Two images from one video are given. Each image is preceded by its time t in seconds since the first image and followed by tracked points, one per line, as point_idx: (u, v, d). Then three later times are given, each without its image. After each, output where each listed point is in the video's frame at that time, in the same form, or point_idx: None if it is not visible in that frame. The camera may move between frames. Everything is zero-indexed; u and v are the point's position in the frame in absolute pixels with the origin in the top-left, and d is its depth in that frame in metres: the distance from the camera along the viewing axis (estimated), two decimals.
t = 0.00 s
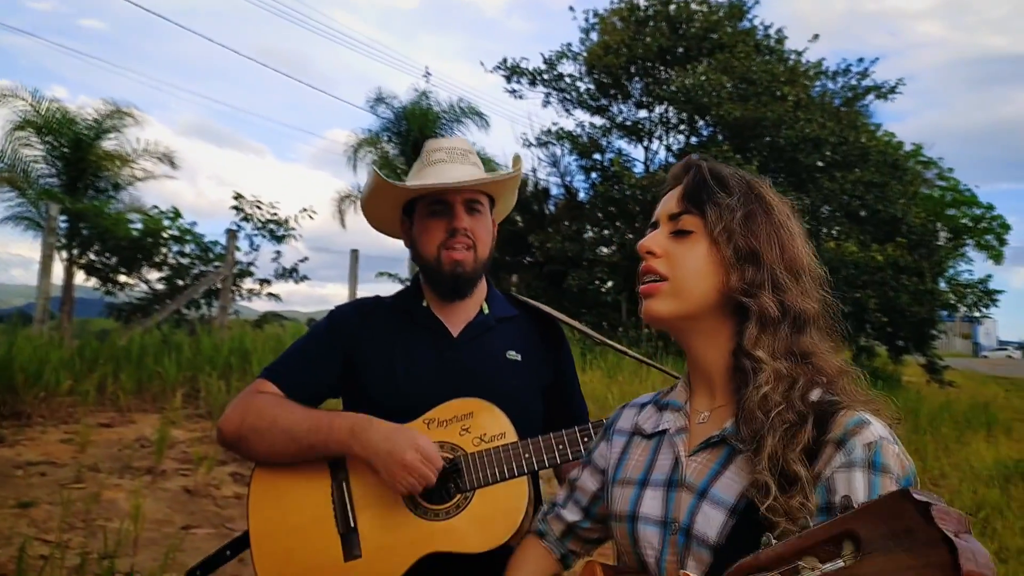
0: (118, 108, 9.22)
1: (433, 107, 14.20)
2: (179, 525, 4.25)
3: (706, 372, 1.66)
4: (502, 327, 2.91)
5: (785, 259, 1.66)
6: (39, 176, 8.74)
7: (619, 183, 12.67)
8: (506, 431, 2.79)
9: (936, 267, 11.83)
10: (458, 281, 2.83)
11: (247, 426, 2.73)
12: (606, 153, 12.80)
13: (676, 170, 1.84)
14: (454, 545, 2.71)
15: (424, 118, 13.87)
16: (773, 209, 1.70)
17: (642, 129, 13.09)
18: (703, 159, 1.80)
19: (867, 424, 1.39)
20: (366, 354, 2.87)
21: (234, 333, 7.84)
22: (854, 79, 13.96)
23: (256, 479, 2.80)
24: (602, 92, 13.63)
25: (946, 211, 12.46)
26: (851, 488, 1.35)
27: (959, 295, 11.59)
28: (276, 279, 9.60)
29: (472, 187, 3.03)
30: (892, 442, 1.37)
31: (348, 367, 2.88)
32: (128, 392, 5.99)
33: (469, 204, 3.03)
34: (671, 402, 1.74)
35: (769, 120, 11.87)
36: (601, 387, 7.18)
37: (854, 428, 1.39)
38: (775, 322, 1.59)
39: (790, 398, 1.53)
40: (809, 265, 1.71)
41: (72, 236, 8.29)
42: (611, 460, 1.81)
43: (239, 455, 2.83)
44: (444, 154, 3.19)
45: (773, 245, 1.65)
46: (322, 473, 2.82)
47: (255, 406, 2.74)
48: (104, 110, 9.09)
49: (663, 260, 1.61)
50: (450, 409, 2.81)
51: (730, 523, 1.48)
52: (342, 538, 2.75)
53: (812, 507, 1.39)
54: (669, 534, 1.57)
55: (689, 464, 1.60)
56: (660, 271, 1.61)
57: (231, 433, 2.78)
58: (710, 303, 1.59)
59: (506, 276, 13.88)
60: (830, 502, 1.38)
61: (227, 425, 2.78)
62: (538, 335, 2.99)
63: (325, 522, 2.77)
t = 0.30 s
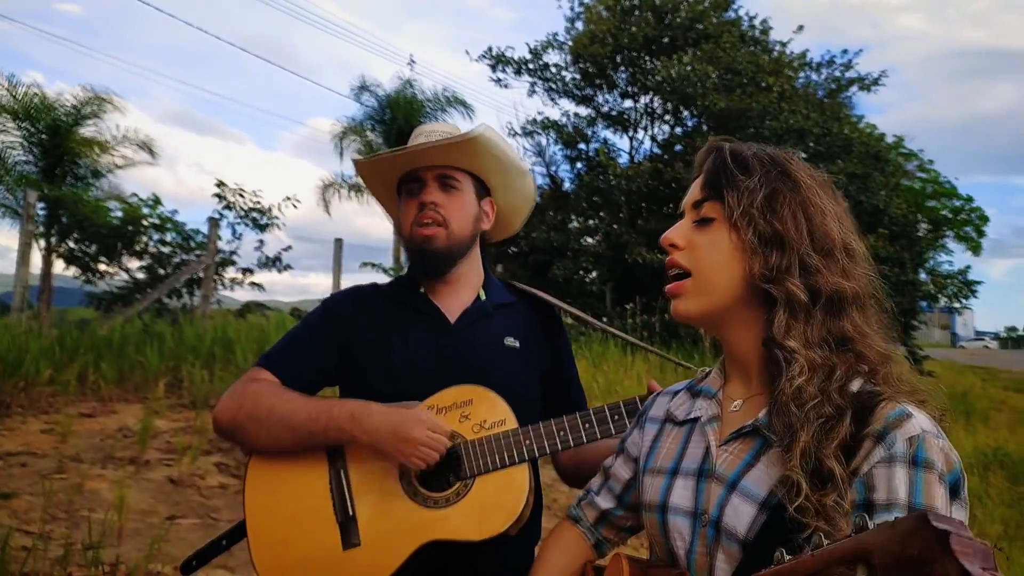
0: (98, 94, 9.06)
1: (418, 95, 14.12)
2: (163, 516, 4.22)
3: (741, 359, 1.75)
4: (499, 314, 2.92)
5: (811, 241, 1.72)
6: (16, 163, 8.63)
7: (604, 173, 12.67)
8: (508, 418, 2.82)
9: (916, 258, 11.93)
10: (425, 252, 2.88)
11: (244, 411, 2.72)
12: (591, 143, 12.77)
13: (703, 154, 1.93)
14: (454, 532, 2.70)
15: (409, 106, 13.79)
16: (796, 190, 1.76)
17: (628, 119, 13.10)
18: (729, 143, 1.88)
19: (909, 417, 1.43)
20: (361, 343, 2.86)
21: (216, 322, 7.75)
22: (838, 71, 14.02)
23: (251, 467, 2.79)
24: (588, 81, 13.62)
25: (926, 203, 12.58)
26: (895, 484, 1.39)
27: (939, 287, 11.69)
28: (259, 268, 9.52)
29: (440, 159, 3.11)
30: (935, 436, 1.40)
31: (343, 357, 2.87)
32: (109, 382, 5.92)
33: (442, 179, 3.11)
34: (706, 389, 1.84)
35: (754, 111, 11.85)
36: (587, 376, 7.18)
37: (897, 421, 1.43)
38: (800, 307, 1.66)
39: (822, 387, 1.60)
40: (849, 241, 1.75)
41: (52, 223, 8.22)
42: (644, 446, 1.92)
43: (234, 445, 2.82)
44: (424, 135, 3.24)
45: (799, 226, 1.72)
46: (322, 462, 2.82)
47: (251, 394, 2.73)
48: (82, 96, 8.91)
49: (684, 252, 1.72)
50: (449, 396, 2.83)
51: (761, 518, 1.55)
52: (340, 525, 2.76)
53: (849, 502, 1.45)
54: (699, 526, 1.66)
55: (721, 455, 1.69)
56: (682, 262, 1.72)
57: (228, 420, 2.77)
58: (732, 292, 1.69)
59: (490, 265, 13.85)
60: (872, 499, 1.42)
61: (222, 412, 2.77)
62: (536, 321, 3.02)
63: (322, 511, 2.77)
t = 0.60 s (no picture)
0: (77, 83, 8.94)
1: (402, 86, 14.04)
2: (148, 508, 4.19)
3: (757, 350, 1.77)
4: (499, 303, 2.99)
5: (839, 232, 1.75)
6: None
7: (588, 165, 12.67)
8: (505, 407, 2.84)
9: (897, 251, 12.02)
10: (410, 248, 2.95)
11: (239, 396, 2.78)
12: (576, 135, 12.75)
13: (723, 135, 1.92)
14: (448, 521, 2.73)
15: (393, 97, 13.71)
16: (822, 181, 1.78)
17: (612, 111, 13.11)
18: (750, 128, 1.87)
19: (926, 409, 1.43)
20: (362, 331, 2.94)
21: (198, 313, 7.67)
22: (820, 65, 14.10)
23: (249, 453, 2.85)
24: (573, 73, 13.61)
25: (906, 196, 12.68)
26: (910, 478, 1.39)
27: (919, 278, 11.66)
28: (242, 259, 9.45)
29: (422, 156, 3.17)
30: (952, 428, 1.41)
31: (343, 344, 2.96)
32: (90, 373, 5.84)
33: (427, 175, 3.16)
34: (717, 377, 1.86)
35: (737, 104, 11.80)
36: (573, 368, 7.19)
37: (914, 413, 1.43)
38: (831, 300, 1.69)
39: (845, 380, 1.63)
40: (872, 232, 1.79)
41: (30, 211, 8.14)
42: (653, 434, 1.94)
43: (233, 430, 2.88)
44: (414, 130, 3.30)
45: (826, 216, 1.74)
46: (319, 450, 2.87)
47: (245, 377, 2.80)
48: (60, 85, 8.75)
49: (711, 242, 1.71)
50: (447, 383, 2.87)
51: (773, 509, 1.57)
52: (336, 513, 2.81)
53: (866, 494, 1.46)
54: (710, 517, 1.68)
55: (733, 445, 1.70)
56: (708, 252, 1.71)
57: (225, 407, 2.83)
58: (759, 284, 1.69)
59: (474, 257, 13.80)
60: (887, 491, 1.42)
61: (220, 398, 2.84)
62: (534, 311, 3.08)
63: (319, 498, 2.82)
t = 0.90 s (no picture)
0: (60, 74, 8.80)
1: (389, 78, 13.98)
2: (134, 504, 4.16)
3: (742, 347, 1.77)
4: (497, 300, 3.00)
5: (826, 229, 1.76)
6: None
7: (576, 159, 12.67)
8: (499, 405, 2.85)
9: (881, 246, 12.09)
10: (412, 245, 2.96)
11: (234, 396, 2.80)
12: (564, 129, 12.74)
13: (709, 129, 1.90)
14: (439, 518, 2.72)
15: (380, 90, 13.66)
16: (810, 178, 1.79)
17: (600, 105, 13.12)
18: (738, 121, 1.86)
19: (916, 408, 1.47)
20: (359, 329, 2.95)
21: (184, 307, 7.61)
22: (807, 60, 14.15)
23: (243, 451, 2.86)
24: (561, 67, 13.61)
25: (891, 192, 12.78)
26: (901, 476, 1.41)
27: (903, 272, 11.69)
28: (228, 252, 9.40)
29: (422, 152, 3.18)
30: (940, 427, 1.44)
31: (340, 342, 2.97)
32: (75, 368, 5.79)
33: (427, 170, 3.16)
34: (699, 374, 1.84)
35: (725, 99, 11.84)
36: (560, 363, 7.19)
37: (904, 412, 1.47)
38: (820, 296, 1.70)
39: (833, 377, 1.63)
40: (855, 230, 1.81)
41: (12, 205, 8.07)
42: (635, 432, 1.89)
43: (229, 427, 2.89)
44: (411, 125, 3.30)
45: (814, 212, 1.75)
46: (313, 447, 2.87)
47: (241, 376, 2.81)
48: (42, 76, 8.63)
49: (699, 234, 1.70)
50: (443, 381, 2.87)
51: (767, 507, 1.57)
52: (330, 508, 2.81)
53: (858, 493, 1.48)
54: (697, 515, 1.67)
55: (721, 443, 1.69)
56: (696, 245, 1.69)
57: (218, 403, 2.84)
58: (748, 279, 1.68)
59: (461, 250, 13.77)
60: (880, 491, 1.44)
61: (215, 392, 2.86)
62: (533, 308, 3.09)
63: (313, 494, 2.83)
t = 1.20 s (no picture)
0: (47, 68, 8.72)
1: (379, 74, 13.93)
2: (125, 502, 4.14)
3: (716, 340, 1.76)
4: (493, 295, 2.99)
5: (799, 224, 1.77)
6: None
7: (567, 156, 12.67)
8: (499, 399, 2.85)
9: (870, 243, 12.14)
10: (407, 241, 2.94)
11: (230, 390, 2.82)
12: (555, 126, 12.74)
13: (680, 121, 1.88)
14: (439, 512, 2.76)
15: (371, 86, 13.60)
16: (783, 172, 1.80)
17: (592, 102, 13.12)
18: (712, 114, 1.84)
19: (891, 402, 1.49)
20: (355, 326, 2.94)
21: (174, 305, 7.55)
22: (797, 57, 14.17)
23: (240, 445, 2.86)
24: (552, 63, 13.60)
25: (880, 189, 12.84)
26: (881, 467, 1.43)
27: (892, 270, 11.74)
28: (218, 249, 9.33)
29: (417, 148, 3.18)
30: (916, 420, 1.47)
31: (337, 338, 2.95)
32: (63, 365, 5.74)
33: (423, 166, 3.16)
34: (670, 367, 1.82)
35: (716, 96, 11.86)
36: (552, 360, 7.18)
37: (881, 405, 1.49)
38: (796, 288, 1.70)
39: (809, 369, 1.64)
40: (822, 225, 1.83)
41: None
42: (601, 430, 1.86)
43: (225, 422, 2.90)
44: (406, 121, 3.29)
45: (789, 206, 1.76)
46: (309, 443, 2.88)
47: (238, 371, 2.84)
48: (29, 70, 8.55)
49: (679, 225, 1.66)
50: (441, 375, 2.86)
51: (751, 500, 1.57)
52: (327, 504, 2.81)
53: (839, 483, 1.48)
54: (675, 508, 1.65)
55: (699, 437, 1.68)
56: (677, 236, 1.65)
57: (215, 398, 2.86)
58: (728, 271, 1.67)
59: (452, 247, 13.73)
60: (861, 483, 1.45)
61: (211, 390, 2.88)
62: (529, 303, 3.08)
63: (310, 490, 2.83)
